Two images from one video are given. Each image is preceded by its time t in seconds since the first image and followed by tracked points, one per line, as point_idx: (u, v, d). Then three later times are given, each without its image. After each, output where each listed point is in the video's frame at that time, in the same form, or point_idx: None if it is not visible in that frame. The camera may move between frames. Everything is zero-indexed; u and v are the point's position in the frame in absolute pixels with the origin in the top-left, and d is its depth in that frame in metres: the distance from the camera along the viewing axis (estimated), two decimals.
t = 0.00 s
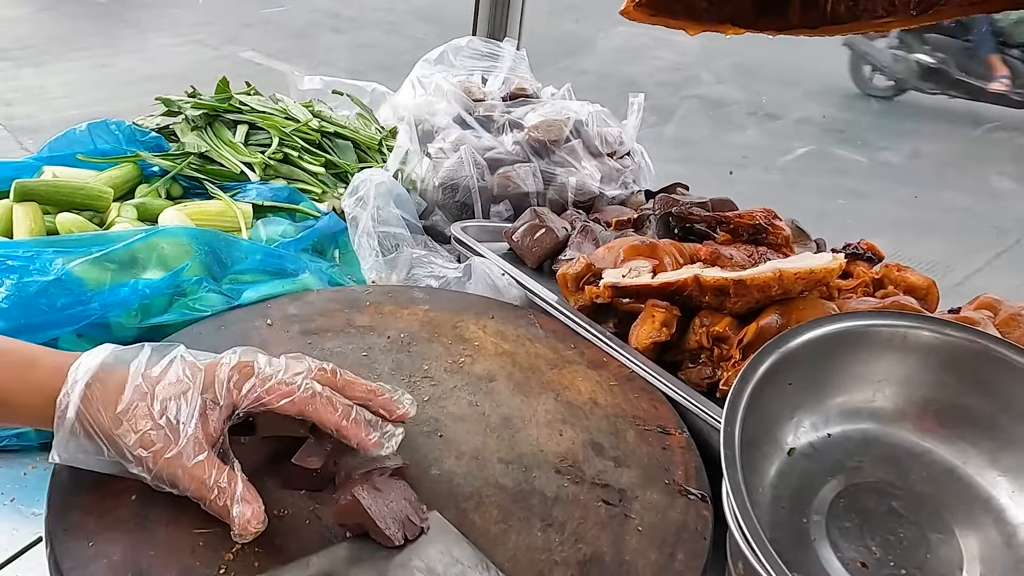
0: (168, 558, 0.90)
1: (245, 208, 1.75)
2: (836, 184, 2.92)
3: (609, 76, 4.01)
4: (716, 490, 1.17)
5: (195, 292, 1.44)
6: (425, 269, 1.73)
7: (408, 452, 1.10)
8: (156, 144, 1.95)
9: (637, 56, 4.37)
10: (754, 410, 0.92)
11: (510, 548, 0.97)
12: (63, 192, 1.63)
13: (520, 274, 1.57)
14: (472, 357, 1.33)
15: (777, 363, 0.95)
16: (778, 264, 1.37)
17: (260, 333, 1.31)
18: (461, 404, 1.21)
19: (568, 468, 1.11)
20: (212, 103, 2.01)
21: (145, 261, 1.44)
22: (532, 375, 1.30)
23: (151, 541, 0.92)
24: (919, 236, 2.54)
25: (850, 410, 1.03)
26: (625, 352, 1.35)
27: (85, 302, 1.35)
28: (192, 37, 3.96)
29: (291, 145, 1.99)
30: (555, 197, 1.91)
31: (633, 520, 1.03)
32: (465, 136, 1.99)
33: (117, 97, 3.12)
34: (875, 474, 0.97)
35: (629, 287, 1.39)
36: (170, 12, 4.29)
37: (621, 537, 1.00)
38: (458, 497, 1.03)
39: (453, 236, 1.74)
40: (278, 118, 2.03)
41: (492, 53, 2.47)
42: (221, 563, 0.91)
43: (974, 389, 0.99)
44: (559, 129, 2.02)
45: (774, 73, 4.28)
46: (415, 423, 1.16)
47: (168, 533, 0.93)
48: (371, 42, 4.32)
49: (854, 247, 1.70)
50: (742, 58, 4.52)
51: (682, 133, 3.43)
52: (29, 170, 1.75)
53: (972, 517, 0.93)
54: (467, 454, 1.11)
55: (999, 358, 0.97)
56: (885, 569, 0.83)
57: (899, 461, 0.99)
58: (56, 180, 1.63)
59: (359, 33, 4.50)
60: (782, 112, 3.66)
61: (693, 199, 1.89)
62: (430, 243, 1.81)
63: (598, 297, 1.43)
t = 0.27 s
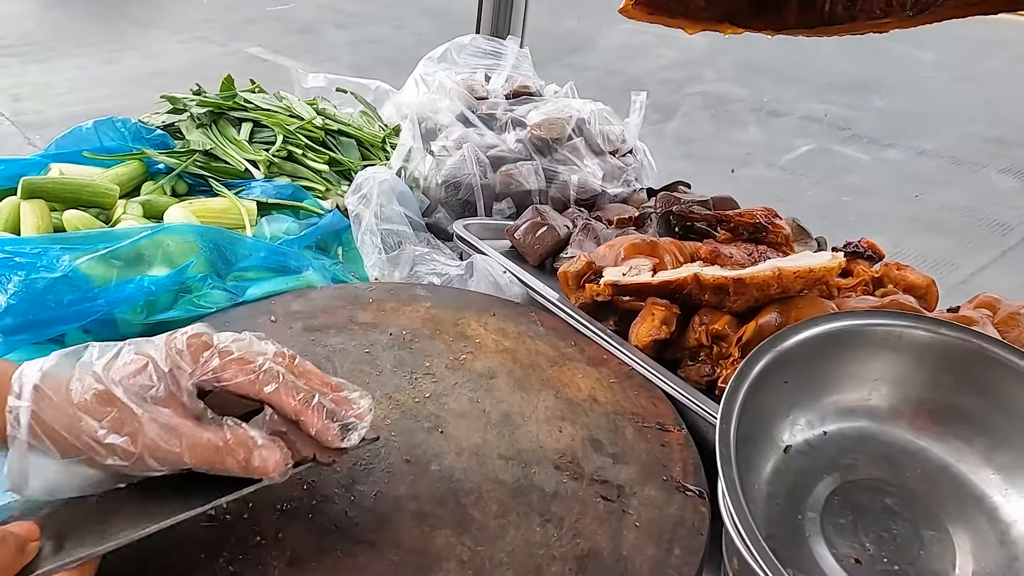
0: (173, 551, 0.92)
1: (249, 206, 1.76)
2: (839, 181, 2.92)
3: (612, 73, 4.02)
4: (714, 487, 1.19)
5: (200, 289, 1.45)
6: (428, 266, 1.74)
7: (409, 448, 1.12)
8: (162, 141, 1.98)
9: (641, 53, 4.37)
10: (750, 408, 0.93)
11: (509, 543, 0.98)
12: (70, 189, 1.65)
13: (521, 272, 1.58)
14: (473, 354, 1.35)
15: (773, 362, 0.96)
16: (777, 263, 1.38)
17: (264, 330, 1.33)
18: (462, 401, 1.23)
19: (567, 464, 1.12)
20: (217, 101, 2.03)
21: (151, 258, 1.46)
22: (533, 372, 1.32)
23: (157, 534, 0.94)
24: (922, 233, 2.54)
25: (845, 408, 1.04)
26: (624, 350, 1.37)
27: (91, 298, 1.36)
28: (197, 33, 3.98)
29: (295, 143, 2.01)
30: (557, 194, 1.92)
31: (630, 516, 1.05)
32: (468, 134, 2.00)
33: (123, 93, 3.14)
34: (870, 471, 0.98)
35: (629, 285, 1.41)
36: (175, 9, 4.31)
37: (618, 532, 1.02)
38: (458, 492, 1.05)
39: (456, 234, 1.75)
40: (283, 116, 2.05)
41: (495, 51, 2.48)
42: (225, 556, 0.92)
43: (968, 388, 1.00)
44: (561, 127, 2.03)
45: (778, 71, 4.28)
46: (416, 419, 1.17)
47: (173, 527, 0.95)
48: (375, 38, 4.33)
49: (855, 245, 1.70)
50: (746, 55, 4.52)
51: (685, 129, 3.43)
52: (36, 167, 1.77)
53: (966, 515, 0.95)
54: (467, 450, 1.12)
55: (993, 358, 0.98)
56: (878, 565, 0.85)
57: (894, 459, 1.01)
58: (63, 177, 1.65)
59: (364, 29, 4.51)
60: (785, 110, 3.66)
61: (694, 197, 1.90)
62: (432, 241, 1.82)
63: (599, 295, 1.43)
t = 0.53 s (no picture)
0: (187, 540, 0.93)
1: (259, 200, 1.77)
2: (847, 178, 2.92)
3: (619, 68, 4.02)
4: (722, 481, 1.19)
5: (212, 282, 1.47)
6: (437, 261, 1.75)
7: (420, 440, 1.12)
8: (172, 136, 1.99)
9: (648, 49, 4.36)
10: (760, 402, 0.94)
11: (518, 534, 0.99)
12: (81, 184, 1.66)
13: (530, 266, 1.59)
14: (483, 348, 1.35)
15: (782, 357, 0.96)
16: (785, 258, 1.39)
17: (274, 324, 1.33)
18: (471, 394, 1.24)
19: (576, 457, 1.12)
20: (226, 96, 2.04)
21: (163, 252, 1.47)
22: (542, 366, 1.32)
23: (170, 523, 0.95)
24: (931, 229, 2.54)
25: (854, 402, 1.05)
26: (633, 344, 1.37)
27: (104, 291, 1.37)
28: (205, 29, 3.99)
29: (305, 138, 2.02)
30: (565, 189, 1.92)
31: (639, 508, 1.05)
32: (476, 129, 2.01)
33: (131, 88, 3.15)
34: (878, 465, 0.99)
35: (637, 280, 1.41)
36: (182, 4, 4.32)
37: (628, 525, 1.02)
38: (468, 484, 1.06)
39: (465, 228, 1.76)
40: (292, 111, 2.06)
41: (503, 46, 2.48)
42: (238, 545, 0.93)
43: (976, 382, 1.01)
44: (570, 122, 2.04)
45: (786, 67, 4.27)
46: (426, 412, 1.18)
47: (185, 517, 0.96)
48: (383, 34, 4.34)
49: (863, 241, 1.70)
50: (754, 52, 4.51)
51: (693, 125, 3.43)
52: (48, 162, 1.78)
53: (974, 509, 0.95)
54: (477, 443, 1.13)
55: (1003, 352, 0.98)
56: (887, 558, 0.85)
57: (902, 454, 1.01)
58: (74, 171, 1.66)
59: (371, 24, 4.52)
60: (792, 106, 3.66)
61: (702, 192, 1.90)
62: (441, 235, 1.83)
63: (607, 290, 1.44)
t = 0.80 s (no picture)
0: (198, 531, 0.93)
1: (268, 195, 1.78)
2: (856, 174, 2.90)
3: (626, 64, 4.01)
4: (730, 476, 1.19)
5: (220, 275, 1.47)
6: (445, 255, 1.75)
7: (428, 433, 1.13)
8: (181, 131, 1.99)
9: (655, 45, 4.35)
10: (770, 396, 0.94)
11: (527, 528, 0.99)
12: (91, 178, 1.67)
13: (538, 261, 1.59)
14: (491, 342, 1.35)
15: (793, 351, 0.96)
16: (794, 254, 1.38)
17: (283, 317, 1.34)
18: (479, 388, 1.24)
19: (584, 452, 1.13)
20: (235, 91, 2.04)
21: (172, 245, 1.47)
22: (550, 361, 1.32)
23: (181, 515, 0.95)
24: (939, 227, 2.53)
25: (864, 398, 1.05)
26: (641, 339, 1.37)
27: (115, 285, 1.38)
28: (212, 25, 4.00)
29: (313, 132, 2.02)
30: (573, 185, 1.92)
31: (647, 503, 1.05)
32: (484, 124, 2.01)
33: (139, 84, 3.16)
34: (887, 460, 0.99)
35: (645, 275, 1.41)
36: None
37: (636, 519, 1.02)
38: (476, 478, 1.06)
39: (472, 223, 1.76)
40: (300, 106, 2.06)
41: (511, 42, 2.48)
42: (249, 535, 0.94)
43: (985, 377, 1.00)
44: (577, 118, 2.03)
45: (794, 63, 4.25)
46: (434, 406, 1.19)
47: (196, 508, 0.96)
48: (390, 30, 4.33)
49: (871, 236, 1.70)
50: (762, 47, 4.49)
51: (700, 121, 3.43)
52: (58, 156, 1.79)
53: (982, 504, 0.95)
54: (486, 437, 1.13)
55: (1014, 348, 0.97)
56: (896, 553, 0.85)
57: (911, 449, 1.01)
58: (84, 165, 1.66)
59: (377, 20, 4.52)
60: (800, 103, 3.64)
61: (710, 188, 1.90)
62: (449, 231, 1.83)
63: (615, 285, 1.44)
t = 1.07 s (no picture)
0: (205, 523, 0.94)
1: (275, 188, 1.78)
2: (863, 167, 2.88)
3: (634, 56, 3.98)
4: (736, 472, 1.19)
5: (227, 270, 1.49)
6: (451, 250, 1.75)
7: (434, 428, 1.13)
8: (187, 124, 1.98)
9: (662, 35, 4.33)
10: (776, 392, 0.94)
11: (532, 522, 0.99)
12: (99, 172, 1.68)
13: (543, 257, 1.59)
14: (497, 336, 1.35)
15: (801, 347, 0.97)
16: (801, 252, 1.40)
17: (289, 311, 1.34)
18: (485, 383, 1.24)
19: (590, 447, 1.13)
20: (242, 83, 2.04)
21: (180, 240, 1.48)
22: (556, 355, 1.32)
23: (189, 507, 0.96)
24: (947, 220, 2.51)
25: (869, 395, 1.04)
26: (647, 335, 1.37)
27: (122, 278, 1.40)
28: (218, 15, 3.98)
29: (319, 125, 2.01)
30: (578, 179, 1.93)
31: (653, 498, 1.05)
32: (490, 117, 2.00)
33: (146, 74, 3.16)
34: (895, 457, 0.98)
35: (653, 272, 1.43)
36: None
37: (641, 514, 1.02)
38: (482, 472, 1.06)
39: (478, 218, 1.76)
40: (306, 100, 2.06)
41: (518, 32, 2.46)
42: (255, 527, 0.94)
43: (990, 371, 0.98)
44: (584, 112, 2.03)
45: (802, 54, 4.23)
46: (440, 400, 1.19)
47: (202, 501, 0.97)
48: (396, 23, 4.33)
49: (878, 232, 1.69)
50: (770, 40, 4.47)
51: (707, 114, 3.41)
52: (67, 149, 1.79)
53: (988, 502, 0.95)
54: (491, 431, 1.14)
55: None
56: (902, 550, 0.86)
57: (917, 445, 1.00)
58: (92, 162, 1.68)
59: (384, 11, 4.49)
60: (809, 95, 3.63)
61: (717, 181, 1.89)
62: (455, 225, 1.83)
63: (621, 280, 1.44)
